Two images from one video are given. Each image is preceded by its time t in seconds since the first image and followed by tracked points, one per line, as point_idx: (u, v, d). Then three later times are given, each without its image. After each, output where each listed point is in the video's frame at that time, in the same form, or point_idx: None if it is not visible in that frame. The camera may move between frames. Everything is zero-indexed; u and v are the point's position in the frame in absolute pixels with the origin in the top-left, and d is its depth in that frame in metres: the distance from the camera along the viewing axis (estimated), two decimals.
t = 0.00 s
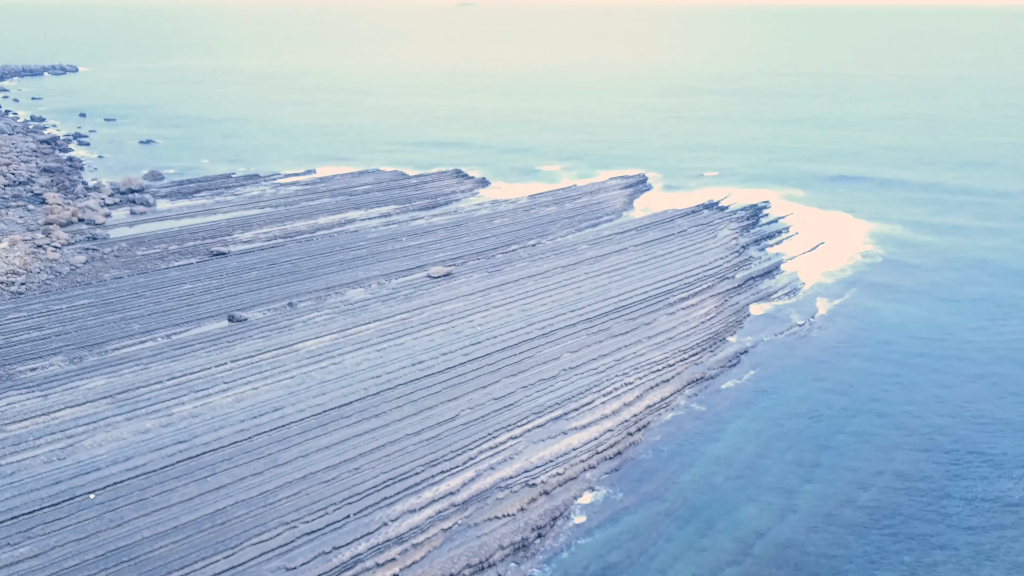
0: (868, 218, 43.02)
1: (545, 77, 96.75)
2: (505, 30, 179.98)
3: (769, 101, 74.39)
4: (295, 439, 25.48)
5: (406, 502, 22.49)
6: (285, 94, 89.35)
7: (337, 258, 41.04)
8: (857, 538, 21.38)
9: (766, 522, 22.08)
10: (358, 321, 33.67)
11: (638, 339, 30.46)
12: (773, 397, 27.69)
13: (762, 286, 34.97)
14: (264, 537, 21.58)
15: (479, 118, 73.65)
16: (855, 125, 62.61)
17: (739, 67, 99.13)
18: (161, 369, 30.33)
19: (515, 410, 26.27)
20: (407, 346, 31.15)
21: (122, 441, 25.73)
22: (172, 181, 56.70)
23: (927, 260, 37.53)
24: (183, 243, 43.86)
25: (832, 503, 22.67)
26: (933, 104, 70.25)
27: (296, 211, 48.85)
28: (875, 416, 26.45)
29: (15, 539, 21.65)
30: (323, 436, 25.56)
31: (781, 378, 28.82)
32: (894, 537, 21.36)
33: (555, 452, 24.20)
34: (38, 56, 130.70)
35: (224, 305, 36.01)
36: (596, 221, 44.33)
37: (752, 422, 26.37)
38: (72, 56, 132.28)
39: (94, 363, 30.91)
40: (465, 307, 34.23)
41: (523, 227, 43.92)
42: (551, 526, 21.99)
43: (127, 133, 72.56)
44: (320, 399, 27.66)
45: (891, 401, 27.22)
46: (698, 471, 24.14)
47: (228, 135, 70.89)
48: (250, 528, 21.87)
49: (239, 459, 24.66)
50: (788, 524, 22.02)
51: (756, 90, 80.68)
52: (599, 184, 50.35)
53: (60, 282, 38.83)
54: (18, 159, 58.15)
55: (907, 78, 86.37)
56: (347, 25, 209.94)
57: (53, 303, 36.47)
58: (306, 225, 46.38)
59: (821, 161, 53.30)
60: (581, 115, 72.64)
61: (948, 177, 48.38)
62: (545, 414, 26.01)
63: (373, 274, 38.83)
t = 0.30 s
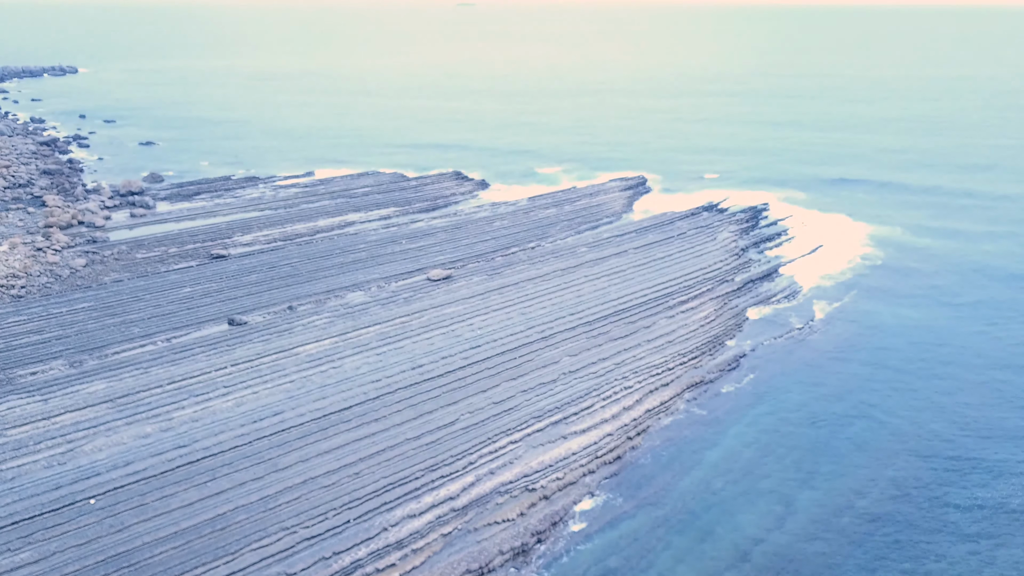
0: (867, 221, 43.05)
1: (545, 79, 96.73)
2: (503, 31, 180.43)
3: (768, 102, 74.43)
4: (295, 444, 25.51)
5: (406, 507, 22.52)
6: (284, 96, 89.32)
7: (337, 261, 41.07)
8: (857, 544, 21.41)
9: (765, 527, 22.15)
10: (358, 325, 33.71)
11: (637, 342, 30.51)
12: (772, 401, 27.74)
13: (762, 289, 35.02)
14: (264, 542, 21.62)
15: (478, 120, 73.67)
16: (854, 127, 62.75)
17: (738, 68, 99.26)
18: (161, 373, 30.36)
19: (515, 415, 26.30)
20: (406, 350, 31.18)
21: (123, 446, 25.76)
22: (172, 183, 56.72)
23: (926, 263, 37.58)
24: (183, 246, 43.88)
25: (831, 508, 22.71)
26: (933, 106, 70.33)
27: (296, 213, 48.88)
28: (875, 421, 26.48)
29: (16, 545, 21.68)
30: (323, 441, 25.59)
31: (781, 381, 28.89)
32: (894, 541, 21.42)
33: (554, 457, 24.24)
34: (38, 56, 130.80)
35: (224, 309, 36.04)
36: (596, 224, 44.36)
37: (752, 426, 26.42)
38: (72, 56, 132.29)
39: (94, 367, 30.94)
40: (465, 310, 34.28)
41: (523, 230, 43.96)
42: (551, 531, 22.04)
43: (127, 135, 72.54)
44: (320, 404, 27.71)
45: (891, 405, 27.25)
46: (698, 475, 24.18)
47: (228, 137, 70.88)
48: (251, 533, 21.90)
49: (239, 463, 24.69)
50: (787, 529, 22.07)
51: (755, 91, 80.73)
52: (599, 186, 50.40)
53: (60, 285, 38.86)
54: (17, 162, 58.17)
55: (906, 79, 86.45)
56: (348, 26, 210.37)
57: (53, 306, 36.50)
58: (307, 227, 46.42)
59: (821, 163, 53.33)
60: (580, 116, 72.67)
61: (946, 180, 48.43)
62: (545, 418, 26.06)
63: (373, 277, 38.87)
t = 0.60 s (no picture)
0: (867, 223, 43.11)
1: (544, 80, 96.67)
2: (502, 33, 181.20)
3: (767, 104, 74.53)
4: (295, 447, 25.53)
5: (406, 511, 22.53)
6: (283, 97, 89.37)
7: (337, 263, 41.10)
8: (856, 547, 21.47)
9: (765, 530, 22.19)
10: (358, 327, 33.75)
11: (637, 345, 30.52)
12: (771, 405, 27.77)
13: (762, 291, 35.05)
14: (265, 546, 21.64)
15: (477, 121, 73.75)
16: (853, 129, 62.80)
17: (737, 69, 99.41)
18: (161, 376, 30.38)
19: (515, 418, 26.30)
20: (407, 352, 31.21)
21: (122, 449, 25.78)
22: (172, 185, 56.73)
23: (925, 266, 37.65)
24: (183, 248, 43.90)
25: (830, 511, 22.77)
26: (933, 107, 70.34)
27: (296, 215, 48.92)
28: (874, 423, 26.54)
29: (17, 549, 21.71)
30: (323, 444, 25.62)
31: (780, 384, 28.93)
32: (892, 545, 21.47)
33: (554, 460, 24.26)
34: (38, 57, 130.78)
35: (224, 312, 36.06)
36: (596, 225, 44.39)
37: (751, 430, 26.46)
38: (71, 57, 132.28)
39: (94, 370, 30.96)
40: (465, 313, 34.32)
41: (522, 232, 43.96)
42: (551, 535, 22.05)
43: (126, 136, 72.57)
44: (320, 407, 27.74)
45: (890, 408, 27.30)
46: (698, 478, 24.20)
47: (228, 138, 70.92)
48: (251, 537, 21.92)
49: (239, 467, 24.72)
50: (787, 532, 22.13)
51: (755, 93, 80.82)
52: (599, 188, 50.43)
53: (60, 288, 38.88)
54: (17, 163, 58.16)
55: (906, 81, 86.45)
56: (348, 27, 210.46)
57: (53, 309, 36.51)
58: (306, 229, 46.45)
59: (820, 165, 53.42)
60: (580, 118, 72.76)
61: (945, 182, 48.50)
62: (545, 422, 26.07)
63: (373, 279, 38.91)
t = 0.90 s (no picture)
0: (866, 224, 43.13)
1: (544, 81, 96.68)
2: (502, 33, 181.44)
3: (767, 104, 74.59)
4: (294, 449, 25.55)
5: (406, 512, 22.54)
6: (283, 97, 89.43)
7: (337, 264, 41.10)
8: (855, 548, 21.46)
9: (765, 532, 22.20)
10: (358, 328, 33.76)
11: (637, 346, 30.54)
12: (771, 405, 27.77)
13: (761, 292, 35.07)
14: (265, 547, 21.65)
15: (477, 121, 73.77)
16: (853, 129, 62.82)
17: (738, 69, 99.50)
18: (161, 378, 30.37)
19: (515, 419, 26.31)
20: (407, 353, 31.21)
21: (122, 451, 25.78)
22: (172, 186, 56.74)
23: (925, 267, 37.68)
24: (182, 249, 43.90)
25: (830, 512, 22.77)
26: (933, 108, 70.33)
27: (296, 216, 48.92)
28: (874, 425, 26.55)
29: (16, 551, 21.70)
30: (324, 445, 25.62)
31: (780, 385, 28.94)
32: (892, 546, 21.47)
33: (554, 461, 24.25)
34: (38, 57, 131.14)
35: (224, 313, 36.06)
36: (596, 226, 44.39)
37: (751, 431, 26.47)
38: (71, 57, 132.35)
39: (94, 372, 30.96)
40: (465, 313, 34.32)
41: (522, 233, 43.97)
42: (551, 537, 22.05)
43: (126, 136, 72.57)
44: (320, 408, 27.74)
45: (890, 409, 27.32)
46: (698, 479, 24.21)
47: (227, 139, 70.93)
48: (251, 539, 21.93)
49: (240, 468, 24.73)
50: (787, 533, 22.13)
51: (755, 93, 80.89)
52: (599, 188, 50.42)
53: (60, 289, 38.88)
54: (17, 164, 58.16)
55: (906, 81, 86.48)
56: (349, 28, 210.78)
57: (53, 310, 36.52)
58: (306, 230, 46.44)
59: (820, 165, 53.45)
60: (580, 118, 72.83)
61: (945, 183, 48.53)
62: (545, 423, 26.08)
63: (373, 279, 38.92)
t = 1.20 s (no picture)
0: (866, 224, 43.13)
1: (545, 81, 96.76)
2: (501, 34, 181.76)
3: (767, 104, 74.66)
4: (295, 449, 25.54)
5: (406, 513, 22.52)
6: (283, 97, 89.52)
7: (337, 264, 41.08)
8: (857, 548, 21.41)
9: (765, 532, 22.16)
10: (358, 328, 33.75)
11: (637, 346, 30.53)
12: (771, 405, 27.73)
13: (762, 292, 35.05)
14: (265, 548, 21.63)
15: (477, 121, 73.80)
16: (853, 130, 62.86)
17: (738, 70, 99.69)
18: (161, 378, 30.36)
19: (515, 419, 26.29)
20: (407, 354, 31.21)
21: (122, 451, 25.77)
22: (172, 186, 56.74)
23: (926, 267, 37.65)
24: (182, 249, 43.90)
25: (832, 512, 22.71)
26: (933, 108, 70.41)
27: (296, 216, 48.91)
28: (875, 424, 26.51)
29: (16, 551, 21.69)
30: (324, 445, 25.62)
31: (781, 385, 28.93)
32: (893, 546, 21.41)
33: (554, 461, 24.23)
34: (38, 57, 131.52)
35: (224, 313, 36.05)
36: (596, 226, 44.38)
37: (751, 431, 26.43)
38: (72, 57, 132.68)
39: (94, 372, 30.95)
40: (466, 314, 34.30)
41: (522, 233, 43.95)
42: (551, 537, 22.03)
43: (126, 137, 72.59)
44: (320, 408, 27.73)
45: (891, 409, 27.28)
46: (698, 480, 24.18)
47: (228, 139, 70.95)
48: (251, 539, 21.91)
49: (240, 469, 24.72)
50: (788, 533, 22.09)
51: (755, 93, 81.00)
52: (599, 188, 50.42)
53: (59, 289, 38.87)
54: (17, 164, 58.17)
55: (905, 81, 86.54)
56: (348, 28, 210.74)
57: (53, 310, 36.51)
58: (306, 230, 46.44)
59: (821, 166, 53.47)
60: (580, 118, 72.91)
61: (945, 183, 48.56)
62: (545, 423, 26.07)
63: (372, 279, 38.91)
